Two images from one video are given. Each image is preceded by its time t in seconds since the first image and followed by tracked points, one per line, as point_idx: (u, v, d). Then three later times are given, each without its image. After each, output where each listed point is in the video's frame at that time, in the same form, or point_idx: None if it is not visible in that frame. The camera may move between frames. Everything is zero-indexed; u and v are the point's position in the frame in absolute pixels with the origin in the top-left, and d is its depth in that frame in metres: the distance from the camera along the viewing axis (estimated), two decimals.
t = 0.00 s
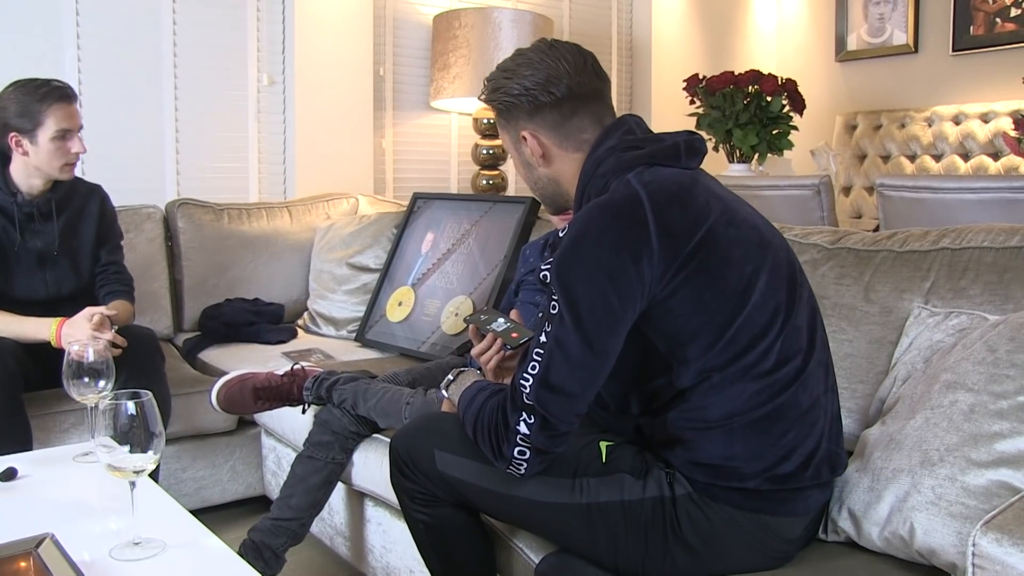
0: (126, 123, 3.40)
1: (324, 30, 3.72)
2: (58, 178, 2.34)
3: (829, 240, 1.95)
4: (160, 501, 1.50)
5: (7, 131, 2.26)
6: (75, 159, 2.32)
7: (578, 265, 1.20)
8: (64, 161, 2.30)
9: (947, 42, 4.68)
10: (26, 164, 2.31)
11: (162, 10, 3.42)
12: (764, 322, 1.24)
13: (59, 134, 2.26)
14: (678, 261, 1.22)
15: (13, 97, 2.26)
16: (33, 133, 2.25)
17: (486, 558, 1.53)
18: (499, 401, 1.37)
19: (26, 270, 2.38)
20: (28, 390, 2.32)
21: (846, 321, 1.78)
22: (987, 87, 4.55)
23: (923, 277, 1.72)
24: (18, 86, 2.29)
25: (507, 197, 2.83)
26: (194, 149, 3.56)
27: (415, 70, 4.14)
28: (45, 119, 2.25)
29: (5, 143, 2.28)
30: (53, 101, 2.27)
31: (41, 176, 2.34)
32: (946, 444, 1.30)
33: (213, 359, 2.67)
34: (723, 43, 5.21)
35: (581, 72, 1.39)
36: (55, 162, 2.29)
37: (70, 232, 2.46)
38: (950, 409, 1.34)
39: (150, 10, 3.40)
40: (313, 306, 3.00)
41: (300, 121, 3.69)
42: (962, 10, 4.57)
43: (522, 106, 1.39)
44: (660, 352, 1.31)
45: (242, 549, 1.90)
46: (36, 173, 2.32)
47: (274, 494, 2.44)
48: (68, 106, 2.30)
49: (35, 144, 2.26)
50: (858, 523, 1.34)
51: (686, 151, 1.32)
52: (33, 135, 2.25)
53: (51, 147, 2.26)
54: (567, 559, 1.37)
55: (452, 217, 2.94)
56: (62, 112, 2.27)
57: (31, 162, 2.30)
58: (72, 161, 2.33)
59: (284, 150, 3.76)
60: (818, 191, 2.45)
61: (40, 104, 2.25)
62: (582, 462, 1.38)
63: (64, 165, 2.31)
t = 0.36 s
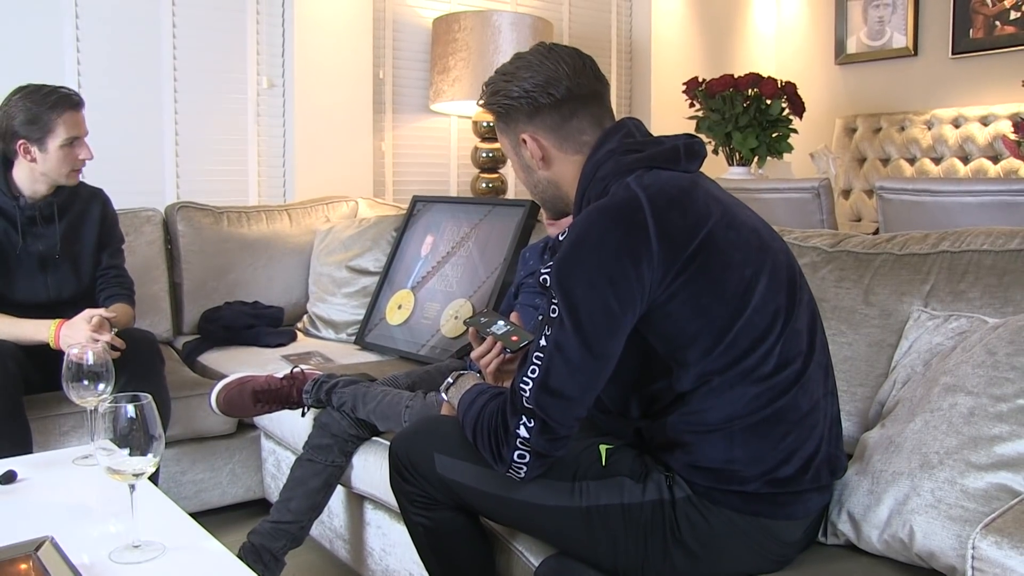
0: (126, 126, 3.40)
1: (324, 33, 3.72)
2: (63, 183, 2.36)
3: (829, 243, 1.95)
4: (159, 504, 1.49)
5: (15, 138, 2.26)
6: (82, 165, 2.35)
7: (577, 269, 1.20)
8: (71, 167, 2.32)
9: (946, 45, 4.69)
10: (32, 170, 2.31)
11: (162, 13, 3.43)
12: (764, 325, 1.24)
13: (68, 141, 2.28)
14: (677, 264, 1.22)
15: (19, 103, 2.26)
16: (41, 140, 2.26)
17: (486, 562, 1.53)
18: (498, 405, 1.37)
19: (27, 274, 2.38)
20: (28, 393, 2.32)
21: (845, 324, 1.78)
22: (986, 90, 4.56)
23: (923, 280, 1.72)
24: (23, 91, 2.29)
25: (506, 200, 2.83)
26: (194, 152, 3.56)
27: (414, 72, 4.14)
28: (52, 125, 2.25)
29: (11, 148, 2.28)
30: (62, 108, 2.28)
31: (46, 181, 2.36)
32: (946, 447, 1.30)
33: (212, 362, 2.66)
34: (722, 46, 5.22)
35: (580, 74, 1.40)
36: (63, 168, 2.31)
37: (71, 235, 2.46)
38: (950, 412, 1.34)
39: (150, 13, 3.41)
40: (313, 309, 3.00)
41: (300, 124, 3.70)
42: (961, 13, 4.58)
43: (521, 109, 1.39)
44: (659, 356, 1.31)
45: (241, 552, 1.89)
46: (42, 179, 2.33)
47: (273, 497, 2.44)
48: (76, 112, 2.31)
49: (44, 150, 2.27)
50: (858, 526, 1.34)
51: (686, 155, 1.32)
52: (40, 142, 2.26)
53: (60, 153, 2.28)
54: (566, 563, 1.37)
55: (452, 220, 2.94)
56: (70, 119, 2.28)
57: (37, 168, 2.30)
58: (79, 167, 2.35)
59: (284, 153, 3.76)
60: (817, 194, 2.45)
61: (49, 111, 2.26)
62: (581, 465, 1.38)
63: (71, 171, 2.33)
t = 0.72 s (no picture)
0: (117, 123, 3.39)
1: (317, 31, 3.71)
2: (51, 178, 2.35)
3: (819, 244, 1.96)
4: (148, 502, 1.49)
5: (4, 131, 2.25)
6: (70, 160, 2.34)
7: (569, 268, 1.20)
8: (60, 162, 2.31)
9: (937, 47, 4.71)
10: (21, 164, 2.31)
11: (154, 9, 3.42)
12: (755, 325, 1.25)
13: (58, 136, 2.27)
14: (669, 264, 1.22)
15: (10, 97, 2.25)
16: (31, 134, 2.25)
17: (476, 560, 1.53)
18: (489, 403, 1.37)
19: (16, 271, 2.37)
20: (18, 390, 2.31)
21: (835, 324, 1.78)
22: (976, 92, 4.58)
23: (912, 281, 1.73)
24: (13, 85, 2.28)
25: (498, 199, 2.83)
26: (185, 149, 3.56)
27: (407, 71, 4.14)
28: (41, 120, 2.25)
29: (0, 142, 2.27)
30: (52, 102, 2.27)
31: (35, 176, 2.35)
32: (934, 447, 1.31)
33: (202, 360, 2.66)
34: (715, 46, 5.23)
35: (572, 73, 1.40)
36: (51, 163, 2.30)
37: (60, 232, 2.45)
38: (939, 412, 1.34)
39: (142, 9, 3.39)
40: (304, 307, 3.00)
41: (293, 122, 3.69)
42: (952, 16, 4.60)
43: (513, 108, 1.39)
44: (650, 355, 1.31)
45: (230, 550, 1.88)
46: (30, 173, 2.32)
47: (263, 495, 2.43)
48: (65, 107, 2.30)
49: (32, 145, 2.26)
50: (846, 525, 1.34)
51: (677, 154, 1.32)
52: (30, 136, 2.25)
53: (49, 148, 2.27)
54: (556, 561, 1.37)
55: (444, 219, 2.94)
56: (60, 114, 2.28)
57: (26, 162, 2.30)
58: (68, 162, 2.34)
59: (276, 150, 3.76)
60: (809, 194, 2.46)
61: (39, 105, 2.25)
62: (572, 464, 1.38)
63: (59, 165, 2.33)
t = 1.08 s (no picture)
0: (111, 122, 3.38)
1: (311, 31, 3.70)
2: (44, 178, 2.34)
3: (814, 244, 1.96)
4: (143, 502, 1.48)
5: None
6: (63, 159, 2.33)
7: (564, 268, 1.20)
8: (53, 162, 2.30)
9: (931, 47, 4.71)
10: (14, 164, 2.29)
11: (149, 9, 3.41)
12: (749, 324, 1.25)
13: (52, 136, 2.27)
14: (663, 264, 1.22)
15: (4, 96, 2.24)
16: (25, 134, 2.24)
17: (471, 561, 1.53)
18: (484, 404, 1.37)
19: (11, 271, 2.36)
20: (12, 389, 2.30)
21: (830, 324, 1.78)
22: (971, 92, 4.59)
23: (907, 281, 1.73)
24: (7, 85, 2.27)
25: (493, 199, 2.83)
26: (180, 149, 3.54)
27: (402, 71, 4.13)
28: (35, 120, 2.24)
29: None
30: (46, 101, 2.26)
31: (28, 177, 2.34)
32: (929, 447, 1.31)
33: (197, 360, 2.65)
34: (710, 46, 5.23)
35: (567, 73, 1.40)
36: (44, 162, 2.29)
37: (55, 232, 2.44)
38: (933, 412, 1.35)
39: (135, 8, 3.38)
40: (298, 307, 2.99)
41: (287, 122, 3.68)
42: (947, 15, 4.61)
43: (508, 108, 1.39)
44: (645, 355, 1.31)
45: (225, 550, 1.88)
46: (23, 173, 2.31)
47: (258, 495, 2.43)
48: (60, 106, 2.29)
49: (26, 144, 2.25)
50: (842, 525, 1.34)
51: (672, 154, 1.32)
52: (24, 135, 2.24)
53: (43, 148, 2.26)
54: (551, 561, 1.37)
55: (439, 218, 2.93)
56: (54, 114, 2.27)
57: (19, 162, 2.28)
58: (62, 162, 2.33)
59: (271, 150, 3.75)
60: (803, 194, 2.46)
61: (33, 104, 2.24)
62: (567, 464, 1.38)
63: (52, 165, 2.32)
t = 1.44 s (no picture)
0: (115, 157, 3.41)
1: (313, 65, 3.74)
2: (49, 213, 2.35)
3: (816, 274, 1.96)
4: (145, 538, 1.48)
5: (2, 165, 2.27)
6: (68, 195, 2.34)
7: (565, 302, 1.20)
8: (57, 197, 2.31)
9: (929, 76, 4.75)
10: (20, 199, 2.32)
11: (153, 44, 3.45)
12: (752, 356, 1.25)
13: (56, 171, 2.28)
14: (665, 297, 1.23)
15: (10, 132, 2.27)
16: (28, 169, 2.26)
17: None
18: (487, 439, 1.36)
19: (16, 305, 2.36)
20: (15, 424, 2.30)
21: (832, 354, 1.78)
22: (969, 121, 4.62)
23: (909, 311, 1.73)
24: (15, 121, 2.30)
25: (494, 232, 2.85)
26: (183, 183, 3.57)
27: (404, 105, 4.17)
28: (39, 154, 2.26)
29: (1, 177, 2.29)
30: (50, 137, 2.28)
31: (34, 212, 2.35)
32: (934, 479, 1.30)
33: (199, 393, 2.65)
34: (709, 77, 5.28)
35: (567, 108, 1.41)
36: (49, 198, 2.30)
37: (59, 267, 2.45)
38: (938, 443, 1.34)
39: (139, 44, 3.43)
40: (301, 339, 2.99)
41: (290, 156, 3.70)
42: (943, 45, 4.65)
43: (508, 143, 1.40)
44: (647, 388, 1.31)
45: None
46: (29, 209, 2.33)
47: (260, 529, 2.41)
48: (65, 143, 2.31)
49: (30, 179, 2.27)
50: (847, 558, 1.33)
51: (672, 188, 1.33)
52: (29, 171, 2.26)
53: (46, 183, 2.27)
54: None
55: (441, 251, 2.94)
56: (58, 149, 2.28)
57: (24, 197, 2.31)
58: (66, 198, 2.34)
59: (273, 184, 3.77)
60: (804, 224, 2.47)
61: (37, 140, 2.26)
62: (570, 498, 1.37)
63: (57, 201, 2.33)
